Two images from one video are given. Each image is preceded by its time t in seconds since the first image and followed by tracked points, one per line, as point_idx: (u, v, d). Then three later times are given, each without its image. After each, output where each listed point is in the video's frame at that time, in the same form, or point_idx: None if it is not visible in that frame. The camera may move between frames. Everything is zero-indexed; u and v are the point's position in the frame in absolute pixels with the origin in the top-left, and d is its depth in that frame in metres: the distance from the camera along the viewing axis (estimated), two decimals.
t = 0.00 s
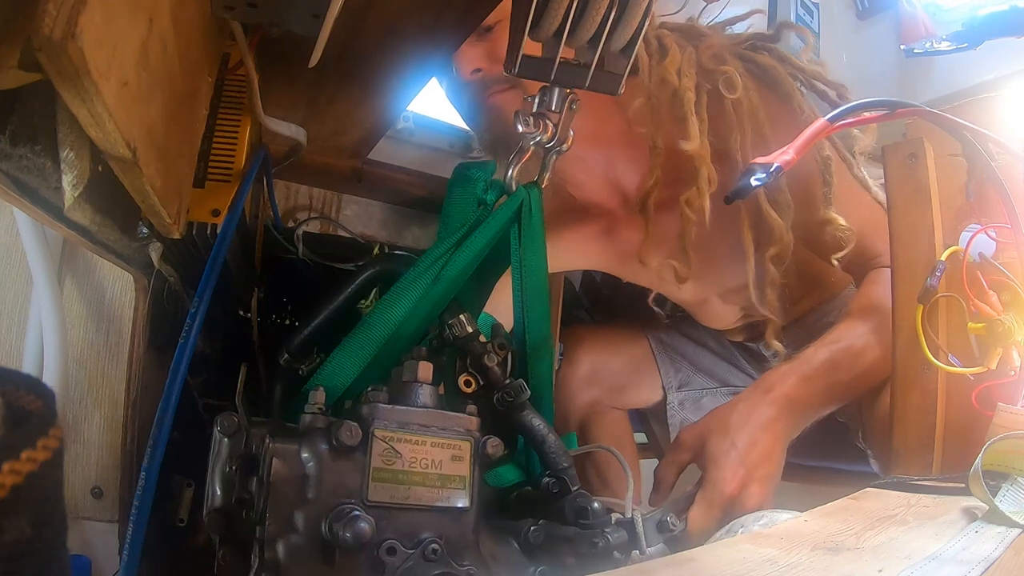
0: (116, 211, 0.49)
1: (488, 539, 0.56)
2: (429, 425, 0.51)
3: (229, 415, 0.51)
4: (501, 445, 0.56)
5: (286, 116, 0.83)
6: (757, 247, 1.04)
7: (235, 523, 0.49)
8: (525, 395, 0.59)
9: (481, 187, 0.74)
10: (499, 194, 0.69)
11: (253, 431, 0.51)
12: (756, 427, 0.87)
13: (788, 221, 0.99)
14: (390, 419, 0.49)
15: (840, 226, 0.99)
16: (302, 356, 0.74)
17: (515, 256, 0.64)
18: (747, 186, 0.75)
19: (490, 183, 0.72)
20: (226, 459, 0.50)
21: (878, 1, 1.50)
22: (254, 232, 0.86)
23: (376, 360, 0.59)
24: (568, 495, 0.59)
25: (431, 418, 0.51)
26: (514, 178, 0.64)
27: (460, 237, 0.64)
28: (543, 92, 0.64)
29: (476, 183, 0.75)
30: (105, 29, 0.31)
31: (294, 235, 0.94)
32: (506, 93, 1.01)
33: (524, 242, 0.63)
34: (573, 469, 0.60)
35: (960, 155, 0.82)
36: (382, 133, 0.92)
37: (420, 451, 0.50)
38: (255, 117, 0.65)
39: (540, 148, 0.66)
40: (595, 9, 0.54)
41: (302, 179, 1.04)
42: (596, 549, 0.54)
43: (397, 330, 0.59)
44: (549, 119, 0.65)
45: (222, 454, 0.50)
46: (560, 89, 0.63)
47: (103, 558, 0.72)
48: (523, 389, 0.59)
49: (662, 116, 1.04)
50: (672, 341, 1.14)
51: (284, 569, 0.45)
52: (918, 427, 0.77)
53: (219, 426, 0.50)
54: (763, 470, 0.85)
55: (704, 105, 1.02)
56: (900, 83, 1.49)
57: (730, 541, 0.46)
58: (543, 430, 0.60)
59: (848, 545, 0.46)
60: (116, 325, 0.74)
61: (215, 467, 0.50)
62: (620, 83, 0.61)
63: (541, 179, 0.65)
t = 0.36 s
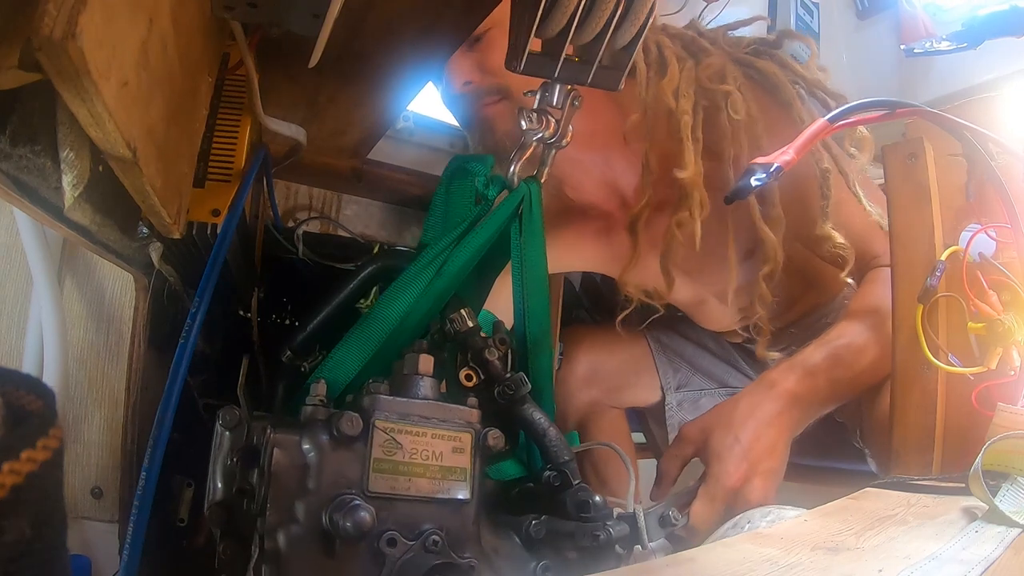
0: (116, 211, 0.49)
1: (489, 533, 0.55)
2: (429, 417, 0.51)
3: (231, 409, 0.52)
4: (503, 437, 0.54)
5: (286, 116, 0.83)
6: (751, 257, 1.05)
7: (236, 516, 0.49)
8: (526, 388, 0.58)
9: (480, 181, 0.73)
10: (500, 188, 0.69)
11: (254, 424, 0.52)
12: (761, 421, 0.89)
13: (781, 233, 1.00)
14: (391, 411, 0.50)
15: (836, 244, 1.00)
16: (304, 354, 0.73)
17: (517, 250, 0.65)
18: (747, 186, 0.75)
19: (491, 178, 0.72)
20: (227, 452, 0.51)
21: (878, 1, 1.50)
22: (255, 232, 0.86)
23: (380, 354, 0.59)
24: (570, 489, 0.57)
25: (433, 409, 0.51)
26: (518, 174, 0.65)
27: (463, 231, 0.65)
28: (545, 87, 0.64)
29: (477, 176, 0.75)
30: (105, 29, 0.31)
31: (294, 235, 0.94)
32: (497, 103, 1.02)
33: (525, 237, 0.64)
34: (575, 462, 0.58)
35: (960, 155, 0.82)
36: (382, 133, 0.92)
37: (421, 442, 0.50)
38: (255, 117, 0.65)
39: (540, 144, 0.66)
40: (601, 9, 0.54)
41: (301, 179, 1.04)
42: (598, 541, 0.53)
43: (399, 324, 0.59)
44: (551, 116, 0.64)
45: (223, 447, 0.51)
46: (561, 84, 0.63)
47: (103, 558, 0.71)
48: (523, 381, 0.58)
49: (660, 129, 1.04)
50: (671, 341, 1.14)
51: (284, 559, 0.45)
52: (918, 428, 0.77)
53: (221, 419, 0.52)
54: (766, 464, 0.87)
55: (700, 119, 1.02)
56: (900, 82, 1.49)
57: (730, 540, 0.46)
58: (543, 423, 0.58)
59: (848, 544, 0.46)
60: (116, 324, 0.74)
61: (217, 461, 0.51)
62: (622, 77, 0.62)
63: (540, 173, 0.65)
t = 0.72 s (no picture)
0: (116, 210, 0.49)
1: (491, 549, 0.56)
2: (432, 433, 0.51)
3: (228, 424, 0.48)
4: (505, 453, 0.56)
5: (286, 115, 0.83)
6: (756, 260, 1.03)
7: (234, 535, 0.48)
8: (528, 402, 0.58)
9: (483, 195, 0.73)
10: (500, 200, 0.69)
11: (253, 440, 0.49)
12: (765, 433, 0.86)
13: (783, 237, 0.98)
14: (393, 427, 0.50)
15: (838, 239, 0.98)
16: (300, 368, 0.75)
17: (518, 262, 0.65)
18: (747, 186, 0.75)
19: (493, 189, 0.72)
20: (224, 469, 0.47)
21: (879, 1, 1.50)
22: (255, 231, 0.86)
23: (380, 366, 0.59)
24: (572, 503, 0.58)
25: (435, 425, 0.51)
26: (518, 185, 0.66)
27: (465, 242, 0.65)
28: (545, 98, 0.65)
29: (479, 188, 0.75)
30: (105, 28, 0.31)
31: (294, 234, 0.93)
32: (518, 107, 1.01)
33: (527, 248, 0.63)
34: (577, 478, 0.60)
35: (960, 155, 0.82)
36: (381, 133, 0.92)
37: (423, 459, 0.50)
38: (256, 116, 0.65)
39: (543, 154, 0.67)
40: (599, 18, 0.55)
41: (301, 178, 1.04)
42: (602, 557, 0.54)
43: (398, 337, 0.59)
44: (550, 125, 0.65)
45: (220, 465, 0.47)
46: (563, 95, 0.64)
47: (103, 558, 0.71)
48: (526, 396, 0.58)
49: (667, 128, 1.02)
50: (672, 346, 1.15)
51: None
52: (918, 427, 0.77)
53: (216, 435, 0.48)
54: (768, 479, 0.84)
55: (711, 123, 1.00)
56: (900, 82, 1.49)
57: (729, 540, 0.46)
58: (546, 439, 0.59)
59: (847, 544, 0.46)
60: (117, 323, 0.74)
61: (211, 478, 0.47)
62: (623, 88, 0.62)
63: (543, 186, 0.65)
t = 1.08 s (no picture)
0: (116, 211, 0.50)
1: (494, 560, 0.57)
2: (436, 448, 0.51)
3: (224, 437, 0.49)
4: (510, 467, 0.56)
5: (286, 115, 0.83)
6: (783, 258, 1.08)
7: (233, 551, 0.49)
8: (531, 415, 0.58)
9: (485, 203, 0.73)
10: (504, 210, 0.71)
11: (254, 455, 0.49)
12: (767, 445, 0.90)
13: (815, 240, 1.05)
14: (396, 443, 0.50)
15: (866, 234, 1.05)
16: (296, 376, 0.73)
17: (521, 272, 0.65)
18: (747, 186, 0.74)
19: (495, 198, 0.72)
20: (222, 485, 0.48)
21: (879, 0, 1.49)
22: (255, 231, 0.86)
23: (381, 376, 0.58)
24: (575, 515, 0.57)
25: (439, 441, 0.51)
26: (520, 194, 0.67)
27: (466, 253, 0.64)
28: (551, 106, 0.67)
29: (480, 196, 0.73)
30: (105, 28, 0.31)
31: (295, 235, 0.93)
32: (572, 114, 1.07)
33: (530, 257, 0.64)
34: (579, 490, 0.59)
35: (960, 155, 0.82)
36: (382, 133, 0.92)
37: (427, 475, 0.50)
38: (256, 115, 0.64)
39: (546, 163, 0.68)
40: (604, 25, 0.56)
41: (301, 178, 1.04)
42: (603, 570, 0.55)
43: (398, 350, 0.58)
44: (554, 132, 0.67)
45: (218, 479, 0.48)
46: (568, 103, 0.65)
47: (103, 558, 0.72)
48: (529, 408, 0.58)
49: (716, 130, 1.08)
50: (683, 348, 1.13)
51: None
52: (918, 427, 0.77)
53: (214, 449, 0.48)
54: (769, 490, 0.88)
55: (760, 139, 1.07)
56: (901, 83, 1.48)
57: (729, 541, 0.46)
58: (548, 450, 0.59)
59: (848, 545, 0.46)
60: (117, 323, 0.74)
61: (210, 491, 0.48)
62: (628, 96, 0.64)
63: (546, 195, 0.66)
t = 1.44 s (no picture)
0: (116, 211, 0.50)
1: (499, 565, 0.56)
2: (441, 455, 0.51)
3: (230, 442, 0.51)
4: (514, 474, 0.56)
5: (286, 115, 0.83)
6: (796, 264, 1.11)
7: (238, 555, 0.49)
8: (535, 420, 0.58)
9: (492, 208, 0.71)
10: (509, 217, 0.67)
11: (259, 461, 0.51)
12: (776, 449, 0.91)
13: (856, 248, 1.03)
14: (401, 450, 0.49)
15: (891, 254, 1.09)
16: (301, 378, 0.71)
17: (526, 277, 0.65)
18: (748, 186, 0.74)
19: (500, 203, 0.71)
20: (227, 488, 0.50)
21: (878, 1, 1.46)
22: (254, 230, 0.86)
23: (385, 382, 0.58)
24: (577, 520, 0.57)
25: (443, 447, 0.51)
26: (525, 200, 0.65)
27: (470, 259, 0.63)
28: (556, 111, 0.66)
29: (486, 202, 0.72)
30: (105, 28, 0.31)
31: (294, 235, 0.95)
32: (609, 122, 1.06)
33: (535, 262, 0.63)
34: (582, 495, 0.59)
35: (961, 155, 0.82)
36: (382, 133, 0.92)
37: (432, 481, 0.50)
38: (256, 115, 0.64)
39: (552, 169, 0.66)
40: (610, 28, 0.56)
41: (301, 178, 1.04)
42: None
43: (402, 355, 0.58)
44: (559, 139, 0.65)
45: (223, 483, 0.50)
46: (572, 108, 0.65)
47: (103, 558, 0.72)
48: (532, 413, 0.58)
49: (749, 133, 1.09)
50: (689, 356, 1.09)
51: None
52: (917, 427, 0.78)
53: (220, 453, 0.50)
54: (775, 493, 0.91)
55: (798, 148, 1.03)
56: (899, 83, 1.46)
57: (728, 541, 0.46)
58: (552, 456, 0.59)
59: (848, 545, 0.46)
60: (117, 322, 0.74)
61: (215, 495, 0.49)
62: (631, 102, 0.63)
63: (552, 201, 0.65)
